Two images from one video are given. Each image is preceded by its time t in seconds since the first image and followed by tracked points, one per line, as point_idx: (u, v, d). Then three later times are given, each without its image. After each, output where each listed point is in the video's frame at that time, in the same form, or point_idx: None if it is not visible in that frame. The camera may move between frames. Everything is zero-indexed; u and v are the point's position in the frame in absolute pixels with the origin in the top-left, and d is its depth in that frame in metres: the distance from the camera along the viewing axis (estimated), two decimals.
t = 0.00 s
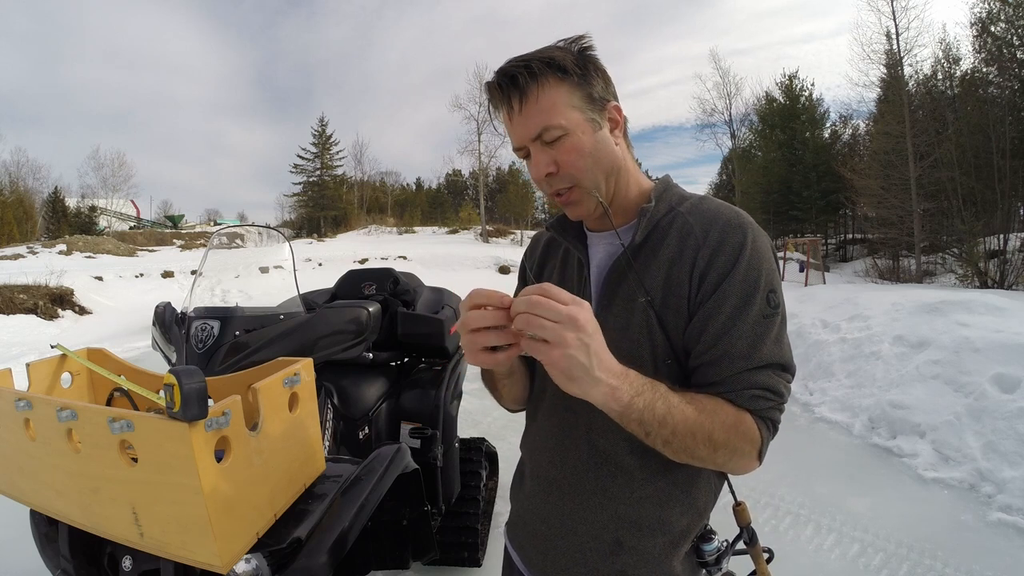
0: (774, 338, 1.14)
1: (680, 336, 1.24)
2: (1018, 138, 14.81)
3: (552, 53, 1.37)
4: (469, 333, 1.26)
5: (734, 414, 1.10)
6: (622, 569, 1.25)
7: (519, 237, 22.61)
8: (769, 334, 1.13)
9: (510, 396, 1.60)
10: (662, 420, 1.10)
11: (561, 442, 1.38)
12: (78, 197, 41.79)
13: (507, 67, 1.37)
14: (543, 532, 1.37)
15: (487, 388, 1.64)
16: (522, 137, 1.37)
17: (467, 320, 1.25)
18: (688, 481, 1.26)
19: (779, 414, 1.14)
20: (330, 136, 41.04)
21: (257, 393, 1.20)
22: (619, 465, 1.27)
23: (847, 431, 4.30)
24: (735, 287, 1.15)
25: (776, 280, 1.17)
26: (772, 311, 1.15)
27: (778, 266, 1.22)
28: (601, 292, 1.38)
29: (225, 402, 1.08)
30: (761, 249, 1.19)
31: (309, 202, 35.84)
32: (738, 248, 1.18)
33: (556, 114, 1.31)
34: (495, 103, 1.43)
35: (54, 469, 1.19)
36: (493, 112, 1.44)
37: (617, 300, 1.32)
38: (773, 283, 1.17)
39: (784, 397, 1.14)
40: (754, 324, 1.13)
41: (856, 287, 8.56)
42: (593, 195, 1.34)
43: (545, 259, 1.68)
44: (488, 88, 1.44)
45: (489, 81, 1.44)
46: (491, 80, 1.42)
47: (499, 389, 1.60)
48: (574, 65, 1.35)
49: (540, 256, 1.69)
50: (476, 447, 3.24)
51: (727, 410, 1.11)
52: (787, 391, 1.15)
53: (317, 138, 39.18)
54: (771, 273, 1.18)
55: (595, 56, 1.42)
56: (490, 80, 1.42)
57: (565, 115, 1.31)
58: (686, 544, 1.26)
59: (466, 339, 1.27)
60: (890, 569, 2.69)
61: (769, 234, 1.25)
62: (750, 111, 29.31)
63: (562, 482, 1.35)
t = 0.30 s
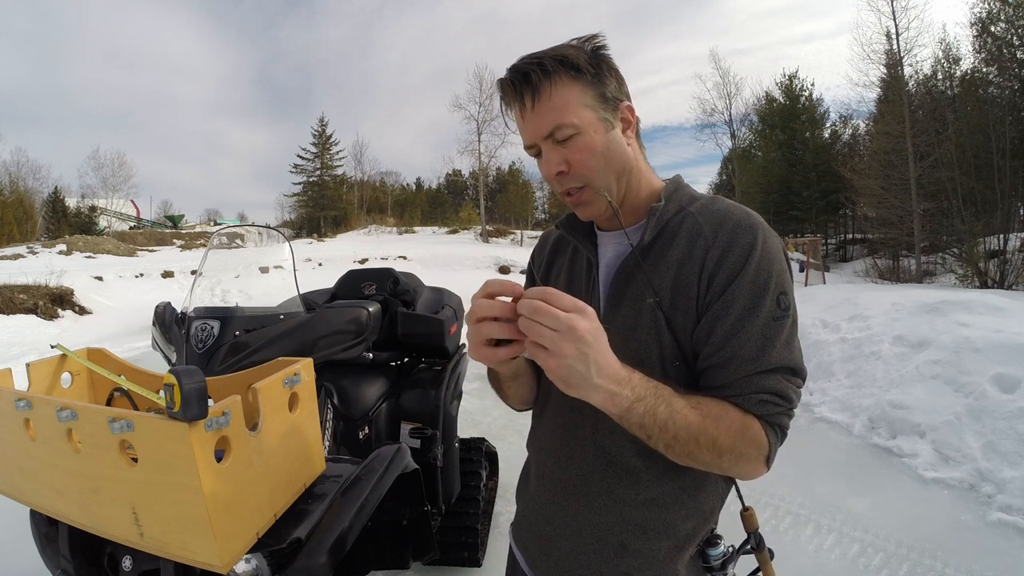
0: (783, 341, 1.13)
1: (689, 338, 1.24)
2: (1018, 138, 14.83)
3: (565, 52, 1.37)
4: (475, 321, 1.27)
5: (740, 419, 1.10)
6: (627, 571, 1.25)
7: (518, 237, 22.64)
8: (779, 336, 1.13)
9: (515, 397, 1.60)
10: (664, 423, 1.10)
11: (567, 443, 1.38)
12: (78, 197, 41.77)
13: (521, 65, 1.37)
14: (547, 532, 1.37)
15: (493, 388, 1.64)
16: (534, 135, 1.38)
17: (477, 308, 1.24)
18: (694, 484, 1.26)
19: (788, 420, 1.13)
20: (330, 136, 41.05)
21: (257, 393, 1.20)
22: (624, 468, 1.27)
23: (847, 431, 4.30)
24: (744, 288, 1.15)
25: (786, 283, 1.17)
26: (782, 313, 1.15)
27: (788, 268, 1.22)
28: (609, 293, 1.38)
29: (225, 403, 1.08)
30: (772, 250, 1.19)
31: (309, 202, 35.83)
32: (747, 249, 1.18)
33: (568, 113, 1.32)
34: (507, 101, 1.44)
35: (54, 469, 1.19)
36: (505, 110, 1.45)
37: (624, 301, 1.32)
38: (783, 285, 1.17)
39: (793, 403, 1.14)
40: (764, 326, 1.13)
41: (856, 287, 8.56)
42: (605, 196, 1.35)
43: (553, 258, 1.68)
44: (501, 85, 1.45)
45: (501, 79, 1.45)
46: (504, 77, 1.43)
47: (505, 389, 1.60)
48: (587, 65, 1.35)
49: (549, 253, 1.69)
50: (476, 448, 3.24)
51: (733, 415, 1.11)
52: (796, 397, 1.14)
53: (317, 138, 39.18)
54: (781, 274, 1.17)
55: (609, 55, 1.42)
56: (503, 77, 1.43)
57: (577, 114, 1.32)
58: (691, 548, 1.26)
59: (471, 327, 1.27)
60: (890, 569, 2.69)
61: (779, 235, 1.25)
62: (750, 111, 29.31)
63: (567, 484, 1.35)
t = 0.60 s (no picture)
0: (792, 343, 1.13)
1: (696, 338, 1.24)
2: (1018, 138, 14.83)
3: (575, 50, 1.37)
4: (482, 317, 1.27)
5: (747, 420, 1.10)
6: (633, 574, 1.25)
7: (518, 237, 22.65)
8: (789, 337, 1.13)
9: (522, 397, 1.60)
10: (669, 422, 1.11)
11: (574, 445, 1.38)
12: (78, 197, 41.74)
13: (530, 64, 1.38)
14: (553, 535, 1.38)
15: (499, 388, 1.64)
16: (542, 134, 1.38)
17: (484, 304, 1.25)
18: (701, 488, 1.26)
19: (797, 423, 1.13)
20: (330, 136, 41.05)
21: (257, 393, 1.20)
22: (632, 469, 1.27)
23: (847, 431, 4.30)
24: (752, 288, 1.15)
25: (795, 283, 1.17)
26: (791, 314, 1.14)
27: (798, 268, 1.22)
28: (616, 294, 1.38)
29: (224, 403, 1.08)
30: (781, 250, 1.18)
31: (309, 202, 35.83)
32: (757, 247, 1.18)
33: (576, 112, 1.32)
34: (516, 99, 1.44)
35: (54, 469, 1.19)
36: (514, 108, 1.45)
37: (632, 301, 1.32)
38: (793, 285, 1.16)
39: (802, 405, 1.13)
40: (773, 326, 1.12)
41: (856, 287, 8.56)
42: (613, 196, 1.35)
43: (561, 258, 1.69)
44: (510, 84, 1.45)
45: (510, 77, 1.45)
46: (513, 76, 1.43)
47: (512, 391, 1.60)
48: (597, 64, 1.35)
49: (556, 253, 1.70)
50: (476, 447, 3.24)
51: (741, 416, 1.10)
52: (806, 399, 1.14)
53: (318, 138, 39.17)
54: (791, 274, 1.17)
55: (618, 54, 1.42)
56: (513, 75, 1.43)
57: (586, 113, 1.32)
58: (698, 552, 1.26)
59: (477, 323, 1.28)
60: (890, 569, 2.68)
61: (788, 235, 1.24)
62: (750, 111, 29.31)
63: (574, 485, 1.35)
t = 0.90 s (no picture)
0: (799, 344, 1.13)
1: (703, 340, 1.24)
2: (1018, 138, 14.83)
3: (581, 48, 1.37)
4: (491, 320, 1.26)
5: (755, 423, 1.10)
6: None
7: (518, 237, 22.65)
8: (796, 338, 1.13)
9: (525, 400, 1.61)
10: (678, 423, 1.10)
11: (579, 447, 1.37)
12: (78, 197, 41.70)
13: (536, 62, 1.38)
14: (558, 537, 1.38)
15: (503, 390, 1.64)
16: (548, 133, 1.38)
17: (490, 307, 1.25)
18: (707, 491, 1.26)
19: (804, 424, 1.13)
20: (330, 136, 41.03)
21: (257, 393, 1.20)
22: (638, 472, 1.27)
23: (847, 431, 4.29)
24: (760, 289, 1.15)
25: (802, 284, 1.17)
26: (799, 315, 1.15)
27: (805, 269, 1.22)
28: (622, 296, 1.38)
29: (225, 402, 1.08)
30: (789, 251, 1.19)
31: (308, 202, 35.81)
32: (764, 248, 1.18)
33: (583, 111, 1.32)
34: (522, 96, 1.44)
35: (54, 469, 1.19)
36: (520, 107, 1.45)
37: (638, 303, 1.32)
38: (800, 287, 1.16)
39: (809, 407, 1.13)
40: (781, 328, 1.13)
41: (856, 287, 8.56)
42: (620, 196, 1.35)
43: (566, 259, 1.69)
44: (515, 82, 1.45)
45: (516, 75, 1.45)
46: (519, 74, 1.43)
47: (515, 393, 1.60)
48: (604, 62, 1.35)
49: (561, 254, 1.70)
50: (476, 448, 3.24)
51: (750, 418, 1.11)
52: (812, 401, 1.14)
53: (317, 138, 39.17)
54: (798, 275, 1.17)
55: (625, 52, 1.42)
56: (519, 72, 1.43)
57: (593, 112, 1.32)
58: (704, 554, 1.26)
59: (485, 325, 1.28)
60: (890, 569, 2.69)
61: (794, 236, 1.24)
62: (750, 111, 29.31)
63: (579, 487, 1.35)
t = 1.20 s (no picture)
0: (802, 345, 1.13)
1: (705, 340, 1.24)
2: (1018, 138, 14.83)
3: (593, 45, 1.36)
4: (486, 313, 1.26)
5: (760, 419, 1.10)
6: None
7: (518, 237, 22.68)
8: (799, 338, 1.13)
9: (526, 400, 1.61)
10: (684, 415, 1.10)
11: (582, 448, 1.37)
12: (78, 197, 41.67)
13: (547, 56, 1.36)
14: (560, 538, 1.37)
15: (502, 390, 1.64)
16: (555, 128, 1.37)
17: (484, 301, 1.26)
18: (711, 490, 1.26)
19: (808, 422, 1.13)
20: (330, 136, 41.01)
21: (257, 393, 1.20)
22: (641, 473, 1.27)
23: (847, 431, 4.29)
24: (763, 288, 1.15)
25: (805, 284, 1.17)
26: (801, 315, 1.15)
27: (807, 269, 1.22)
28: (624, 296, 1.38)
29: (224, 403, 1.08)
30: (791, 251, 1.19)
31: (308, 202, 35.80)
32: (766, 248, 1.18)
33: (591, 109, 1.32)
34: (530, 89, 1.42)
35: (54, 469, 1.19)
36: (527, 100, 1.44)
37: (641, 304, 1.32)
38: (802, 286, 1.16)
39: (813, 406, 1.13)
40: (783, 327, 1.13)
41: (856, 287, 8.56)
42: (622, 196, 1.35)
43: (567, 259, 1.68)
44: (524, 75, 1.44)
45: (526, 67, 1.43)
46: (529, 67, 1.41)
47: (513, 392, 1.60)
48: (615, 61, 1.34)
49: (563, 254, 1.70)
50: (476, 448, 3.24)
51: (754, 414, 1.11)
52: (816, 400, 1.14)
53: (318, 138, 39.16)
54: (800, 275, 1.17)
55: (636, 53, 1.41)
56: (528, 65, 1.41)
57: (601, 110, 1.31)
58: (707, 554, 1.26)
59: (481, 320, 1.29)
60: (890, 569, 2.69)
61: (796, 235, 1.25)
62: (750, 111, 29.30)
63: (582, 488, 1.35)
